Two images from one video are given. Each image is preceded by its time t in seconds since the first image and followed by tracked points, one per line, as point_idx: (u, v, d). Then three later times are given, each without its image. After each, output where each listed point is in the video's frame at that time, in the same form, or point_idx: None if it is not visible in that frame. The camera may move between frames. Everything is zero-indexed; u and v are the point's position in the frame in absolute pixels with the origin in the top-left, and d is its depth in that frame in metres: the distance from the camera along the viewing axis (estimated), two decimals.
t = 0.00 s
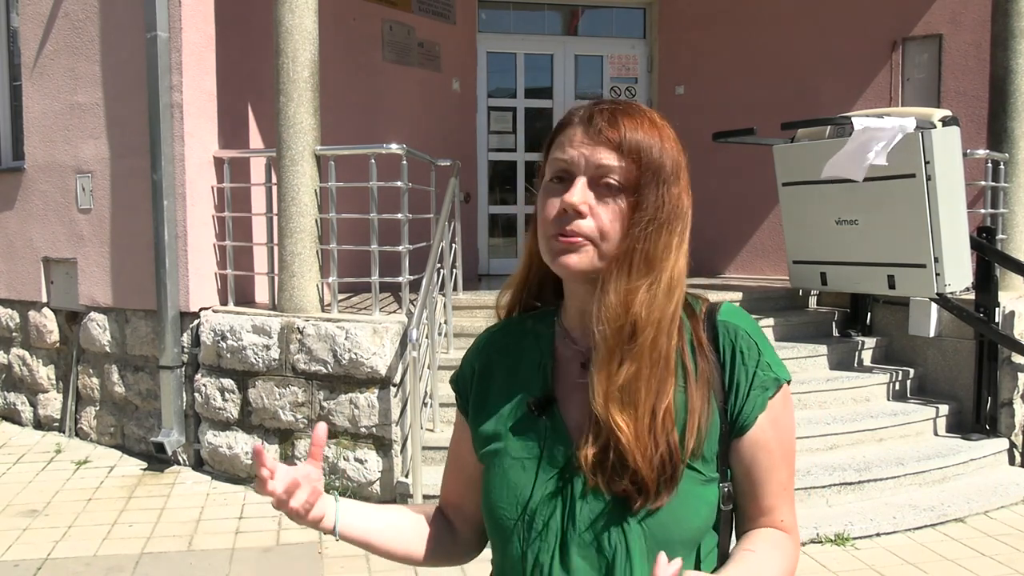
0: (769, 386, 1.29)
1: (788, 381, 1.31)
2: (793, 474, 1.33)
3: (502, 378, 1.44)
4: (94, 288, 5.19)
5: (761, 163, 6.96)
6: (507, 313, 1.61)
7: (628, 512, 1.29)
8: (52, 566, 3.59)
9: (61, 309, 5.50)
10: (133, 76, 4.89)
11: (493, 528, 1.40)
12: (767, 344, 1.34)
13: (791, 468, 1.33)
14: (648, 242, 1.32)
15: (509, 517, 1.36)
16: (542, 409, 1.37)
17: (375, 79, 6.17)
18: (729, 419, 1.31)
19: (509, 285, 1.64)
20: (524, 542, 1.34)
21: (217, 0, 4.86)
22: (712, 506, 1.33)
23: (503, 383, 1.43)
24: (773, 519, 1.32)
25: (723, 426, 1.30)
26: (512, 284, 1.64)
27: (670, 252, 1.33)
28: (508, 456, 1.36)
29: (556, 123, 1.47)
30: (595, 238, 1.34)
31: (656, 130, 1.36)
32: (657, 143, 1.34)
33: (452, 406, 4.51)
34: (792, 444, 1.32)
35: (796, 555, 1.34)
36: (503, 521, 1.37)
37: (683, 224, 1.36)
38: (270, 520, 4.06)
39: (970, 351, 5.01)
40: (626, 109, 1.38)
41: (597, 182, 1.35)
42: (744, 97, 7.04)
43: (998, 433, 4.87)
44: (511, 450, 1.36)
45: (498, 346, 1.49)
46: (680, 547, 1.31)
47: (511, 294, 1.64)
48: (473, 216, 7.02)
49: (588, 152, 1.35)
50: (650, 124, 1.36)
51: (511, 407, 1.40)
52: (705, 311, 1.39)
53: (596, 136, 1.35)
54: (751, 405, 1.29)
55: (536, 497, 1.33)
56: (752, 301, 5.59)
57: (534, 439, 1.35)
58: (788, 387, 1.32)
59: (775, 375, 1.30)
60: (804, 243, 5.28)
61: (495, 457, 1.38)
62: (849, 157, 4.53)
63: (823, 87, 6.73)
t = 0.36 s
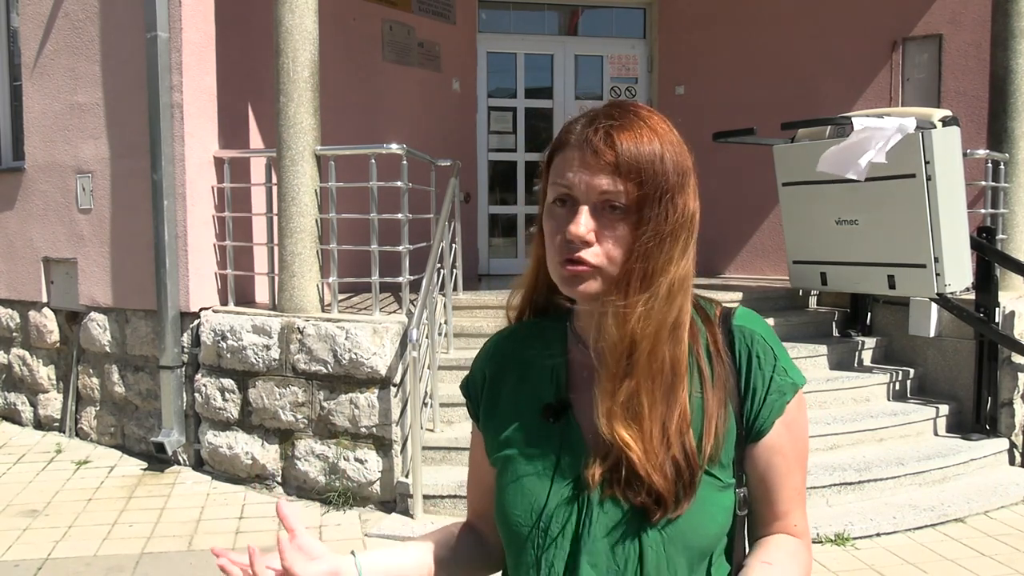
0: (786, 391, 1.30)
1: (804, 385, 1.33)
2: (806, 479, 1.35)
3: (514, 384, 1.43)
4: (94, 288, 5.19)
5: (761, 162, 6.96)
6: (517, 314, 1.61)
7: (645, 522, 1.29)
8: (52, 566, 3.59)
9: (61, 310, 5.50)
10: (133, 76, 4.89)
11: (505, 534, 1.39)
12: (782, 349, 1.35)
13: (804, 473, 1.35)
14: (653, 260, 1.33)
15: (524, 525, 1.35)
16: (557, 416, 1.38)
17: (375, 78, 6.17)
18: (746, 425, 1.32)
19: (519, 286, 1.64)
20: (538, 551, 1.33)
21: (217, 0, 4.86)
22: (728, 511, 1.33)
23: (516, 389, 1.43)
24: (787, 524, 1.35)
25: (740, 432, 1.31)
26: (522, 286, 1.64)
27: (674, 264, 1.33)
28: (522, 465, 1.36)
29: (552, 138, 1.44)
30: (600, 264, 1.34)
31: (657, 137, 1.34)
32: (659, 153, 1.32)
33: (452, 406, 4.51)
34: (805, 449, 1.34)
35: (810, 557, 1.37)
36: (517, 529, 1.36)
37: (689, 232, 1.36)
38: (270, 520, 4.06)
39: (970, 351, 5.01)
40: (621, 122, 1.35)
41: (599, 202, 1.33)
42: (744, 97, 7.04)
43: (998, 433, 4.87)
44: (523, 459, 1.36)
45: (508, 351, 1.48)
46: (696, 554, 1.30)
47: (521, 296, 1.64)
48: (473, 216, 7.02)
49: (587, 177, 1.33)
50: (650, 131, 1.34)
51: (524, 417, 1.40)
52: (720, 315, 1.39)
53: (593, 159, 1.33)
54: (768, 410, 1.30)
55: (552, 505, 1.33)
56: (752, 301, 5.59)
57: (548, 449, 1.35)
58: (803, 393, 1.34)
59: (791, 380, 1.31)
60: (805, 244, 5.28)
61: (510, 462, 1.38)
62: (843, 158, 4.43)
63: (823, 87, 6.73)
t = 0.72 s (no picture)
0: (788, 393, 1.30)
1: (806, 387, 1.32)
2: (808, 481, 1.35)
3: (515, 383, 1.43)
4: (94, 288, 5.19)
5: (761, 162, 6.96)
6: (520, 315, 1.60)
7: (642, 520, 1.30)
8: (52, 566, 3.59)
9: (61, 309, 5.50)
10: (133, 76, 4.89)
11: (504, 534, 1.40)
12: (785, 350, 1.35)
13: (806, 475, 1.34)
14: (651, 258, 1.33)
15: (523, 525, 1.35)
16: (557, 416, 1.38)
17: (375, 78, 6.16)
18: (747, 426, 1.32)
19: (523, 287, 1.64)
20: (537, 550, 1.34)
21: (218, 0, 4.86)
22: (728, 514, 1.33)
23: (516, 388, 1.43)
24: (789, 527, 1.34)
25: (741, 433, 1.32)
26: (525, 286, 1.64)
27: (671, 262, 1.33)
28: (522, 464, 1.37)
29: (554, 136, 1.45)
30: (599, 261, 1.35)
31: (656, 135, 1.33)
32: (657, 151, 1.32)
33: (452, 406, 4.52)
34: (807, 451, 1.34)
35: (813, 560, 1.36)
36: (516, 529, 1.36)
37: (689, 231, 1.36)
38: (270, 520, 4.06)
39: (970, 351, 5.01)
40: (620, 119, 1.35)
41: (596, 200, 1.33)
42: (744, 97, 7.04)
43: (998, 433, 4.87)
44: (523, 458, 1.37)
45: (509, 350, 1.48)
46: (696, 557, 1.30)
47: (524, 296, 1.64)
48: (473, 216, 7.03)
49: (583, 175, 1.33)
50: (649, 129, 1.34)
51: (524, 416, 1.40)
52: (722, 316, 1.40)
53: (589, 157, 1.33)
54: (768, 412, 1.30)
55: (551, 504, 1.33)
56: (752, 301, 5.59)
57: (547, 448, 1.36)
58: (806, 394, 1.33)
59: (793, 381, 1.31)
60: (805, 244, 5.28)
61: (510, 462, 1.38)
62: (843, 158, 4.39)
63: (823, 87, 6.73)
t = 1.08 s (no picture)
0: (782, 393, 1.29)
1: (801, 388, 1.32)
2: (802, 482, 1.33)
3: (511, 380, 1.44)
4: (94, 288, 5.19)
5: (761, 162, 6.96)
6: (519, 314, 1.62)
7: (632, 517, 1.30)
8: (52, 566, 3.59)
9: (61, 309, 5.50)
10: (133, 76, 4.90)
11: (498, 532, 1.41)
12: (781, 351, 1.34)
13: (800, 476, 1.33)
14: (646, 253, 1.33)
15: (516, 522, 1.36)
16: (551, 412, 1.39)
17: (375, 79, 6.16)
18: (741, 426, 1.31)
19: (523, 287, 1.66)
20: (528, 546, 1.35)
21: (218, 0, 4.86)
22: (722, 515, 1.33)
23: (512, 386, 1.44)
24: (783, 528, 1.32)
25: (735, 433, 1.31)
26: (525, 286, 1.65)
27: (666, 259, 1.33)
28: (515, 461, 1.37)
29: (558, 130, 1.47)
30: (592, 252, 1.36)
31: (655, 132, 1.34)
32: (654, 147, 1.32)
33: (452, 406, 4.52)
34: (801, 452, 1.32)
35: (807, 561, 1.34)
36: (509, 526, 1.38)
37: (686, 229, 1.36)
38: (270, 520, 4.06)
39: (970, 351, 5.01)
40: (621, 114, 1.36)
41: (593, 190, 1.35)
42: (744, 96, 7.04)
43: (997, 433, 4.87)
44: (516, 452, 1.38)
45: (506, 348, 1.49)
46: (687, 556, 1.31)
47: (523, 296, 1.65)
48: (473, 216, 7.03)
49: (582, 165, 1.35)
50: (650, 125, 1.34)
51: (519, 412, 1.41)
52: (718, 316, 1.40)
53: (588, 146, 1.35)
54: (763, 412, 1.29)
55: (544, 501, 1.34)
56: (751, 301, 5.60)
57: (541, 443, 1.37)
58: (801, 395, 1.32)
59: (788, 382, 1.30)
60: (805, 243, 5.28)
61: (503, 459, 1.39)
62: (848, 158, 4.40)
63: (823, 87, 6.73)
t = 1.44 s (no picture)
0: (779, 393, 1.29)
1: (797, 388, 1.32)
2: (797, 483, 1.35)
3: (510, 381, 1.45)
4: (94, 288, 5.19)
5: (761, 162, 6.96)
6: (515, 314, 1.63)
7: (633, 518, 1.29)
8: (51, 566, 3.58)
9: (61, 309, 5.50)
10: (133, 76, 4.90)
11: (496, 532, 1.40)
12: (777, 349, 1.34)
13: (796, 476, 1.34)
14: (642, 260, 1.33)
15: (515, 521, 1.35)
16: (550, 415, 1.39)
17: (375, 79, 6.17)
18: (739, 425, 1.31)
19: (517, 287, 1.66)
20: (529, 547, 1.34)
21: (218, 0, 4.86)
22: (719, 513, 1.32)
23: (510, 387, 1.44)
24: (777, 528, 1.35)
25: (733, 432, 1.31)
26: (520, 286, 1.65)
27: (663, 262, 1.34)
28: (515, 461, 1.37)
29: (541, 139, 1.45)
30: (591, 265, 1.36)
31: (641, 137, 1.33)
32: (642, 153, 1.32)
33: (453, 406, 4.52)
34: (798, 452, 1.34)
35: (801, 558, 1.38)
36: (508, 527, 1.36)
37: (680, 231, 1.36)
38: (271, 520, 4.06)
39: (970, 351, 5.01)
40: (604, 123, 1.35)
41: (584, 204, 1.34)
42: (745, 97, 7.04)
43: (998, 433, 4.87)
44: (515, 455, 1.37)
45: (505, 348, 1.49)
46: (688, 555, 1.29)
47: (518, 296, 1.65)
48: (473, 216, 7.03)
49: (571, 181, 1.34)
50: (634, 130, 1.33)
51: (519, 414, 1.41)
52: (715, 316, 1.39)
53: (575, 162, 1.33)
54: (760, 411, 1.29)
55: (544, 501, 1.33)
56: (752, 301, 5.60)
57: (541, 446, 1.37)
58: (797, 395, 1.33)
59: (785, 381, 1.30)
60: (805, 244, 5.28)
61: (502, 459, 1.39)
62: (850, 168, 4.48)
63: (823, 87, 6.73)
